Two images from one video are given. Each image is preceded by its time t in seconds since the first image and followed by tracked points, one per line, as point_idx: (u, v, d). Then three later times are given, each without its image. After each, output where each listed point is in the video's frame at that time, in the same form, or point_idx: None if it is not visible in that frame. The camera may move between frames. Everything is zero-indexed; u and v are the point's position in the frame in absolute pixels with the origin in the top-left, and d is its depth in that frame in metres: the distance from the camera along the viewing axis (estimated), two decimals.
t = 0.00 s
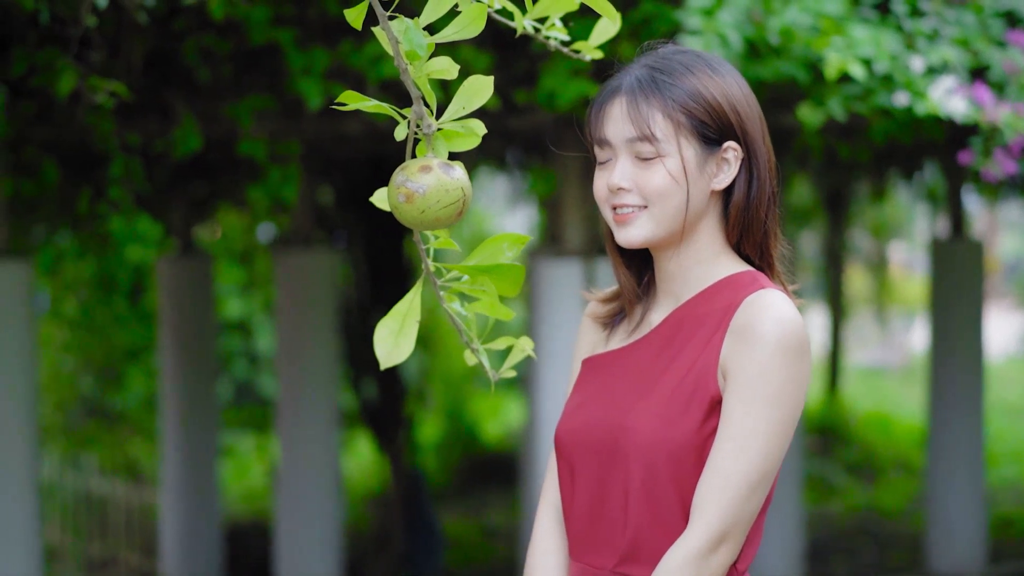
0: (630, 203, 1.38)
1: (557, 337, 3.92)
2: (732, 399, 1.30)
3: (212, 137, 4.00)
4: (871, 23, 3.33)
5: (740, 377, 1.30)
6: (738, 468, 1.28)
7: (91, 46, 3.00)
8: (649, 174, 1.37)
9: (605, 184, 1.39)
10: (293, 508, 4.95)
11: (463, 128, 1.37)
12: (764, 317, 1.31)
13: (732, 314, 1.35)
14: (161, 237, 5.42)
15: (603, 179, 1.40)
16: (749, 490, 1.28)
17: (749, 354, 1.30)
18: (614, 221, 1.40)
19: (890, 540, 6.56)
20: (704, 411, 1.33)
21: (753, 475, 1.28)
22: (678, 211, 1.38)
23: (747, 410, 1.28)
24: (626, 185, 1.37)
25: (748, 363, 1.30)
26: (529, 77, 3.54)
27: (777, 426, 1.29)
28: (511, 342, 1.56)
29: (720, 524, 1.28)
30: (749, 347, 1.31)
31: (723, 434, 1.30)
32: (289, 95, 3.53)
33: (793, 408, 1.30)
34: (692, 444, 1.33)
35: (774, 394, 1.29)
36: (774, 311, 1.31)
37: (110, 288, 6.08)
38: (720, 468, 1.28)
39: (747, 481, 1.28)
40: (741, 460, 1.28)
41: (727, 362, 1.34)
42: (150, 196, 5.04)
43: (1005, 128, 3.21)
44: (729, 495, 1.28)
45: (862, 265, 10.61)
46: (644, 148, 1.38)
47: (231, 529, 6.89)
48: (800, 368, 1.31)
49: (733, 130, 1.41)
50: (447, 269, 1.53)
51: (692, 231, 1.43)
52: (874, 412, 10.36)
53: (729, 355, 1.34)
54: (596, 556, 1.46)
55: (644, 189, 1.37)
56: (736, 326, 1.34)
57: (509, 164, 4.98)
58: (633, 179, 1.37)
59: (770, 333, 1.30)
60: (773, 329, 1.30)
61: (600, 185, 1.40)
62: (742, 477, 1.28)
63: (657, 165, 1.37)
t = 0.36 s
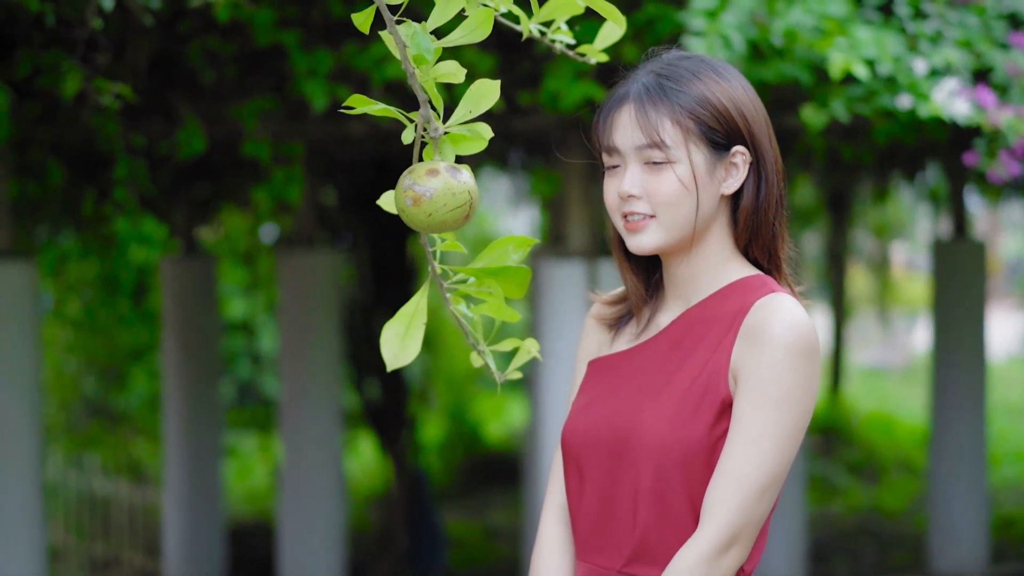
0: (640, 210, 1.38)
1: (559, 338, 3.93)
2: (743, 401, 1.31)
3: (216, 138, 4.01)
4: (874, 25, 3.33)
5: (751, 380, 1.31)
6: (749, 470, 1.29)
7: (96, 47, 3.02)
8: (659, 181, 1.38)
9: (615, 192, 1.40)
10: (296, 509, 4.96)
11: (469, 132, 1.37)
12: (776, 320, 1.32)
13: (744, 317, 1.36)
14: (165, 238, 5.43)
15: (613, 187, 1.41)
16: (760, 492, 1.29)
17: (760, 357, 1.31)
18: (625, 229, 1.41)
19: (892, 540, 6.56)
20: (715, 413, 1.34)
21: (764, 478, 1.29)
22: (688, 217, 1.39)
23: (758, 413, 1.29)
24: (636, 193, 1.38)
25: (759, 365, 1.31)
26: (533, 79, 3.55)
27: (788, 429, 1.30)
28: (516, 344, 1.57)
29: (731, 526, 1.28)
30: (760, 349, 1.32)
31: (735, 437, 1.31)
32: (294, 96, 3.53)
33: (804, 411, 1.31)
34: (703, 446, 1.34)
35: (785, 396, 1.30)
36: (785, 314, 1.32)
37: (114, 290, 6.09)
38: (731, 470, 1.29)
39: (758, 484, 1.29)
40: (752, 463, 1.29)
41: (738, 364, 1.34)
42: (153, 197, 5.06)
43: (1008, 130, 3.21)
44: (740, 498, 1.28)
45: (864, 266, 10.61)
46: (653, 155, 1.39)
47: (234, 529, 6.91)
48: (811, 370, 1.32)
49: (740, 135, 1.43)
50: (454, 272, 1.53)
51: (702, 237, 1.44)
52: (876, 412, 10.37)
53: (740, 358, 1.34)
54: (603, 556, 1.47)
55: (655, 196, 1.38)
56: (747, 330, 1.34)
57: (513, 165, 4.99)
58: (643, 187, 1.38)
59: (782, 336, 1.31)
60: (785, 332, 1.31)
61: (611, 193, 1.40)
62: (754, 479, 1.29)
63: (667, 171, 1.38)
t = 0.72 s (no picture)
0: (650, 215, 1.39)
1: (563, 335, 3.93)
2: (755, 403, 1.32)
3: (218, 138, 4.02)
4: (875, 26, 3.34)
5: (764, 382, 1.32)
6: (761, 472, 1.30)
7: (100, 48, 3.02)
8: (668, 186, 1.39)
9: (625, 197, 1.41)
10: (298, 509, 4.97)
11: (476, 134, 1.38)
12: (787, 323, 1.34)
13: (754, 319, 1.37)
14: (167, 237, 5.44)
15: (622, 193, 1.41)
16: (772, 493, 1.30)
17: (773, 359, 1.33)
18: (634, 234, 1.42)
19: (893, 539, 6.58)
20: (726, 415, 1.35)
21: (776, 479, 1.30)
22: (698, 222, 1.40)
23: (771, 415, 1.31)
24: (646, 198, 1.39)
25: (771, 367, 1.32)
26: (535, 79, 3.56)
27: (800, 431, 1.32)
28: (521, 345, 1.57)
29: (743, 528, 1.30)
30: (773, 351, 1.33)
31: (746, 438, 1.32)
32: (297, 96, 3.54)
33: (815, 413, 1.33)
34: (713, 447, 1.35)
35: (797, 399, 1.31)
36: (796, 317, 1.34)
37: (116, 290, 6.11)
38: (743, 471, 1.30)
39: (770, 485, 1.30)
40: (765, 464, 1.30)
41: (749, 366, 1.36)
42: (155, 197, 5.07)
43: (1009, 132, 3.22)
44: (752, 500, 1.30)
45: (864, 265, 10.61)
46: (662, 160, 1.39)
47: (235, 528, 6.92)
48: (822, 372, 1.34)
49: (747, 138, 1.44)
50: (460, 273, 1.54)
51: (710, 240, 1.45)
52: (876, 411, 10.39)
53: (751, 359, 1.36)
54: (609, 557, 1.47)
55: (664, 201, 1.38)
56: (759, 333, 1.36)
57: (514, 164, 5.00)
58: (653, 192, 1.39)
59: (793, 338, 1.32)
60: (796, 334, 1.33)
61: (620, 199, 1.41)
62: (766, 481, 1.30)
63: (675, 176, 1.39)
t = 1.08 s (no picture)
0: (661, 220, 1.39)
1: (566, 328, 3.94)
2: (769, 405, 1.33)
3: (222, 138, 4.02)
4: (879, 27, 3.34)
5: (777, 385, 1.33)
6: (775, 473, 1.31)
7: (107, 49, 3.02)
8: (679, 191, 1.39)
9: (635, 202, 1.41)
10: (301, 508, 4.98)
11: (485, 136, 1.38)
12: (800, 325, 1.35)
13: (766, 321, 1.38)
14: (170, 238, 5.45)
15: (632, 198, 1.42)
16: (785, 494, 1.32)
17: (786, 361, 1.34)
18: (645, 239, 1.42)
19: (896, 539, 6.58)
20: (738, 417, 1.36)
21: (790, 480, 1.32)
22: (709, 225, 1.41)
23: (785, 417, 1.32)
24: (657, 203, 1.39)
25: (785, 370, 1.33)
26: (540, 79, 3.56)
27: (812, 433, 1.33)
28: (530, 346, 1.58)
29: (758, 529, 1.31)
30: (786, 353, 1.34)
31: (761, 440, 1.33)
32: (302, 97, 3.54)
33: (827, 414, 1.34)
34: (726, 449, 1.36)
35: (810, 400, 1.33)
36: (809, 319, 1.35)
37: (119, 290, 6.11)
38: (758, 473, 1.32)
39: (784, 487, 1.32)
40: (781, 465, 1.31)
41: (761, 368, 1.36)
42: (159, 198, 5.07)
43: (1012, 134, 3.22)
44: (766, 500, 1.31)
45: (866, 264, 10.60)
46: (672, 165, 1.40)
47: (238, 528, 6.92)
48: (835, 374, 1.35)
49: (755, 140, 1.44)
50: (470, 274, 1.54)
51: (720, 243, 1.46)
52: (878, 411, 10.38)
53: (764, 361, 1.36)
54: (617, 557, 1.48)
55: (675, 206, 1.39)
56: (771, 335, 1.36)
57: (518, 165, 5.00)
58: (664, 197, 1.39)
59: (808, 341, 1.34)
60: (809, 336, 1.34)
61: (630, 204, 1.41)
62: (780, 482, 1.31)
63: (686, 180, 1.39)
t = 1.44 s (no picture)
0: (670, 223, 1.40)
1: (568, 330, 3.94)
2: (780, 405, 1.34)
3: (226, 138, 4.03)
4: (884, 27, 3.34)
5: (788, 385, 1.34)
6: (786, 472, 1.32)
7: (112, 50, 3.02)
8: (687, 193, 1.39)
9: (644, 206, 1.41)
10: (305, 508, 4.98)
11: (494, 136, 1.38)
12: (810, 325, 1.35)
13: (776, 322, 1.39)
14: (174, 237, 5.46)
15: (641, 202, 1.42)
16: (796, 493, 1.33)
17: (796, 362, 1.34)
18: (654, 242, 1.42)
19: (899, 538, 6.58)
20: (748, 417, 1.37)
21: (801, 480, 1.33)
22: (717, 228, 1.41)
23: (796, 417, 1.33)
24: (666, 207, 1.39)
25: (796, 370, 1.34)
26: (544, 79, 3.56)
27: (823, 432, 1.34)
28: (538, 346, 1.58)
29: (769, 528, 1.32)
30: (796, 353, 1.35)
31: (772, 440, 1.34)
32: (306, 97, 3.54)
33: (837, 414, 1.35)
34: (736, 448, 1.36)
35: (821, 400, 1.33)
36: (819, 319, 1.36)
37: (123, 289, 6.13)
38: (770, 473, 1.32)
39: (795, 486, 1.33)
40: (792, 465, 1.32)
41: (771, 368, 1.37)
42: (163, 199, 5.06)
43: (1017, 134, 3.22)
44: (777, 501, 1.32)
45: (869, 263, 10.61)
46: (681, 168, 1.40)
47: (242, 527, 6.94)
48: (845, 373, 1.36)
49: (762, 141, 1.45)
50: (478, 274, 1.54)
51: (728, 244, 1.46)
52: (881, 410, 10.39)
53: (774, 361, 1.37)
54: (626, 557, 1.48)
55: (684, 209, 1.39)
56: (781, 336, 1.37)
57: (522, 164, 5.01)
58: (672, 200, 1.40)
59: (818, 340, 1.34)
60: (819, 336, 1.34)
61: (639, 208, 1.42)
62: (792, 482, 1.32)
63: (694, 183, 1.40)
